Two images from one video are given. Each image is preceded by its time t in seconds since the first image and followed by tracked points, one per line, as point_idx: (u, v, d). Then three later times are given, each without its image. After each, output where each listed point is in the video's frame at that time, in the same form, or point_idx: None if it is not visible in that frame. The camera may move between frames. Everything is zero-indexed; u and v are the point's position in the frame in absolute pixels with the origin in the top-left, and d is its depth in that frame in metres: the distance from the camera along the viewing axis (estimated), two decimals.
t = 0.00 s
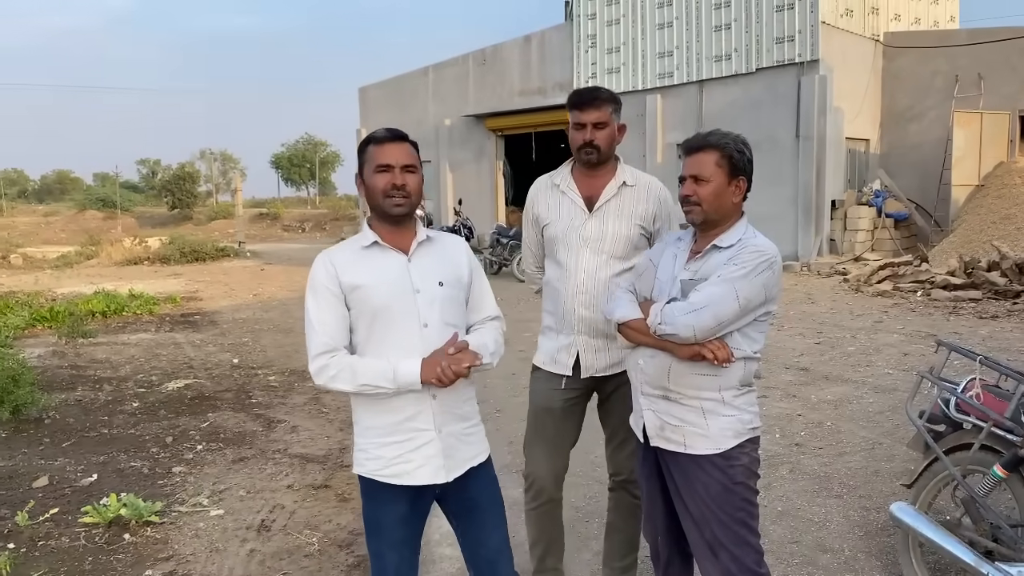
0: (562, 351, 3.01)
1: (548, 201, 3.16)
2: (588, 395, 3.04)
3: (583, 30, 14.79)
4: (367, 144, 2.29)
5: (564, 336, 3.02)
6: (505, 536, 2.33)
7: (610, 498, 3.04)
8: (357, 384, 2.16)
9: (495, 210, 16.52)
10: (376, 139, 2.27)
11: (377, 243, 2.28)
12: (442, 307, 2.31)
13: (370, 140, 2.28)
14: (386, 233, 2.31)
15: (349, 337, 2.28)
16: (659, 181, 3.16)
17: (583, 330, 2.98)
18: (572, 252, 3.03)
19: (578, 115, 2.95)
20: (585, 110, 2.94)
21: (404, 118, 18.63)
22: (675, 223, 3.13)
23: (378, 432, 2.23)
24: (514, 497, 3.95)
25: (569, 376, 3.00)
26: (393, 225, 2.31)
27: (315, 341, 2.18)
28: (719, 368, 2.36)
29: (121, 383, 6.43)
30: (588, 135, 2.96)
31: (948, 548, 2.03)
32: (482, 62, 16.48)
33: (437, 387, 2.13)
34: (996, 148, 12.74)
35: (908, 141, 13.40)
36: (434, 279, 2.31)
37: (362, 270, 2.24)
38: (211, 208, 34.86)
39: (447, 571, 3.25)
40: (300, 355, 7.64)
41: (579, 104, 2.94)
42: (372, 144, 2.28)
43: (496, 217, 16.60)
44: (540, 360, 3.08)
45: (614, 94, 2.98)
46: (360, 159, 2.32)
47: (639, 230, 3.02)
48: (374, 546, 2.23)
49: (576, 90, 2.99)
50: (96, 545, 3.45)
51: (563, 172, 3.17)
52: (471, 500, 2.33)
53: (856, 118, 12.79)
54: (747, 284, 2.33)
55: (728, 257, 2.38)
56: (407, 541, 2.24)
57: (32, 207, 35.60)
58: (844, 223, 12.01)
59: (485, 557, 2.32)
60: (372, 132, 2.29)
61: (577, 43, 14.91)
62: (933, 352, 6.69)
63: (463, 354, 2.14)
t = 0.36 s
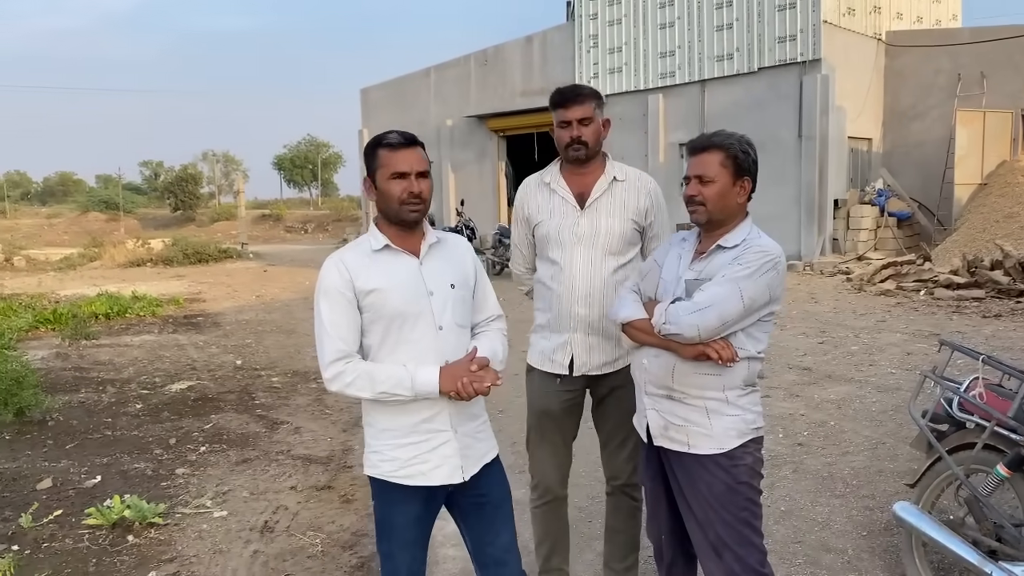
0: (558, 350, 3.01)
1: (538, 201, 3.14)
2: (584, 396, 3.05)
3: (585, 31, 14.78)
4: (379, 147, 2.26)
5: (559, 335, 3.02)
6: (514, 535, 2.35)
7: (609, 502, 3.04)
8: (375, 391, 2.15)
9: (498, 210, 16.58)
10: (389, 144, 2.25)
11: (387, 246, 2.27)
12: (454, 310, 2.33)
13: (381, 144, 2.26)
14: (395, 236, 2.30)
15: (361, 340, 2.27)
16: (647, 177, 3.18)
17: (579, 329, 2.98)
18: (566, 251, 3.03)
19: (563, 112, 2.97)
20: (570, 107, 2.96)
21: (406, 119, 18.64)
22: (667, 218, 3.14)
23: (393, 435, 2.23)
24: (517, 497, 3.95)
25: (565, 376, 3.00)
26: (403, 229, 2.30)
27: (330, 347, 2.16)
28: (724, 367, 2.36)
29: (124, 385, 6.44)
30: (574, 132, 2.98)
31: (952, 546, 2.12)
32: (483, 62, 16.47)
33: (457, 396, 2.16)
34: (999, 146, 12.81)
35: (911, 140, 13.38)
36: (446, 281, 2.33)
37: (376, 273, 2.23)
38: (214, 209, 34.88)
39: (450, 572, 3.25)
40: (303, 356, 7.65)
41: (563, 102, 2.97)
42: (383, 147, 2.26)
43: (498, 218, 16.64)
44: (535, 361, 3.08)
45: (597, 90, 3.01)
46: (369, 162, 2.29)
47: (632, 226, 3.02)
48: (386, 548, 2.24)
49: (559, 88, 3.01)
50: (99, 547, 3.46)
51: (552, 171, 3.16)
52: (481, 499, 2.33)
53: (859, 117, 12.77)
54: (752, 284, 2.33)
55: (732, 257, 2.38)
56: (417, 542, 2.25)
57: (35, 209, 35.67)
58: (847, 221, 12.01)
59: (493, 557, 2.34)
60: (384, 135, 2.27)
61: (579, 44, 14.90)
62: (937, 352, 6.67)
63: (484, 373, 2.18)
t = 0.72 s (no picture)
0: (558, 351, 3.01)
1: (534, 202, 3.14)
2: (584, 397, 3.05)
3: (586, 31, 14.79)
4: (395, 149, 2.25)
5: (558, 336, 3.02)
6: (515, 534, 2.34)
7: (611, 505, 3.03)
8: (377, 394, 2.16)
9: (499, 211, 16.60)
10: (405, 147, 2.25)
11: (389, 248, 2.27)
12: (455, 313, 2.34)
13: (399, 146, 2.25)
14: (398, 238, 2.30)
15: (362, 342, 2.27)
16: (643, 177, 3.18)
17: (578, 329, 2.98)
18: (563, 252, 3.03)
19: (557, 113, 2.97)
20: (565, 108, 2.97)
21: (408, 120, 18.65)
22: (663, 217, 3.14)
23: (393, 436, 2.23)
24: (519, 498, 3.95)
25: (565, 376, 3.00)
26: (408, 231, 2.30)
27: (331, 350, 2.16)
28: (730, 367, 2.36)
29: (127, 387, 6.45)
30: (569, 133, 2.99)
31: (956, 547, 2.15)
32: (485, 63, 16.48)
33: (458, 398, 2.17)
34: (1002, 145, 12.81)
35: (913, 139, 13.37)
36: (447, 284, 2.33)
37: (378, 276, 2.23)
38: (217, 211, 34.90)
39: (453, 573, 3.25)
40: (305, 357, 7.65)
41: (558, 103, 2.97)
42: (398, 148, 2.25)
43: (500, 219, 16.67)
44: (535, 363, 3.08)
45: (591, 91, 3.02)
46: (380, 162, 2.27)
47: (630, 226, 3.02)
48: (387, 548, 2.24)
49: (553, 90, 3.02)
50: (103, 548, 3.47)
51: (548, 172, 3.16)
52: (481, 499, 2.34)
53: (861, 116, 12.76)
54: (757, 284, 2.33)
55: (737, 257, 2.38)
56: (418, 542, 2.25)
57: (37, 211, 35.75)
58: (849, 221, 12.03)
59: (495, 557, 2.33)
60: (401, 137, 2.26)
61: (581, 44, 14.90)
62: (939, 351, 6.66)
63: (484, 371, 2.18)
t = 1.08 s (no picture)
0: (560, 352, 3.01)
1: (535, 201, 3.14)
2: (586, 397, 3.04)
3: (587, 31, 14.79)
4: (408, 148, 2.24)
5: (560, 336, 3.01)
6: (516, 534, 2.35)
7: (612, 503, 3.03)
8: (379, 393, 2.15)
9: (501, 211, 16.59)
10: (417, 147, 2.25)
11: (391, 248, 2.27)
12: (457, 313, 2.34)
13: (412, 145, 2.25)
14: (400, 238, 2.29)
15: (364, 342, 2.27)
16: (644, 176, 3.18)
17: (579, 330, 2.98)
18: (564, 251, 3.02)
19: (558, 111, 2.96)
20: (566, 106, 2.96)
21: (410, 121, 18.66)
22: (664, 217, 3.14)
23: (397, 437, 2.23)
24: (523, 498, 3.95)
25: (568, 376, 3.00)
26: (412, 231, 2.29)
27: (333, 350, 2.16)
28: (739, 366, 2.36)
29: (130, 388, 6.46)
30: (571, 131, 2.98)
31: (959, 546, 2.08)
32: (486, 63, 16.48)
33: (461, 396, 2.16)
34: (1005, 144, 12.75)
35: (916, 138, 13.36)
36: (448, 284, 2.33)
37: (380, 275, 2.23)
38: (219, 212, 34.91)
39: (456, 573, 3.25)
40: (308, 358, 7.65)
41: (559, 101, 2.96)
42: (411, 147, 2.25)
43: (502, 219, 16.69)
44: (536, 363, 3.08)
45: (592, 89, 3.01)
46: (391, 161, 2.25)
47: (631, 225, 3.02)
48: (391, 550, 2.24)
49: (554, 88, 3.01)
50: (106, 549, 3.47)
51: (549, 171, 3.15)
52: (484, 499, 2.33)
53: (863, 116, 12.74)
54: (766, 283, 2.33)
55: (745, 256, 2.38)
56: (421, 544, 2.25)
57: (39, 213, 35.78)
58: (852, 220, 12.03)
59: (498, 557, 2.33)
60: (414, 137, 2.26)
61: (582, 44, 14.90)
62: (943, 350, 6.65)
63: (487, 370, 2.19)
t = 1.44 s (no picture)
0: (562, 352, 3.00)
1: (536, 202, 3.13)
2: (588, 397, 3.04)
3: (588, 31, 14.80)
4: (410, 146, 2.24)
5: (562, 336, 3.01)
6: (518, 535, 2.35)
7: (615, 503, 3.03)
8: (377, 383, 2.13)
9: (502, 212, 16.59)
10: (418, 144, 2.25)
11: (393, 246, 2.26)
12: (460, 312, 2.34)
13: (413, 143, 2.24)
14: (404, 238, 2.29)
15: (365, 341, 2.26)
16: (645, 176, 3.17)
17: (581, 330, 2.97)
18: (567, 251, 3.01)
19: (558, 111, 2.96)
20: (566, 106, 2.96)
21: (410, 121, 18.66)
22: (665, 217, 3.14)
23: (403, 437, 2.22)
24: (524, 499, 3.94)
25: (570, 376, 3.00)
26: (411, 229, 2.29)
27: (335, 347, 2.15)
28: (746, 364, 2.36)
29: (131, 390, 6.46)
30: (571, 131, 2.97)
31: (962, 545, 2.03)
32: (487, 64, 16.47)
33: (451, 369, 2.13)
34: (1005, 145, 12.72)
35: (917, 137, 13.35)
36: (451, 283, 2.33)
37: (383, 273, 2.23)
38: (220, 213, 34.91)
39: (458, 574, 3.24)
40: (309, 359, 7.65)
41: (559, 101, 2.96)
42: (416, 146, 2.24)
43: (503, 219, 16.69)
44: (539, 363, 3.08)
45: (592, 90, 3.01)
46: (394, 162, 2.24)
47: (632, 225, 3.02)
48: (395, 552, 2.23)
49: (554, 88, 3.01)
50: (107, 551, 3.46)
51: (550, 172, 3.15)
52: (486, 501, 2.33)
53: (864, 115, 12.73)
54: (771, 281, 2.32)
55: (748, 255, 2.38)
56: (424, 545, 2.25)
57: (41, 215, 35.81)
58: (852, 220, 12.02)
59: (500, 558, 2.33)
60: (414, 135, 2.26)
61: (583, 44, 14.90)
62: (944, 350, 6.64)
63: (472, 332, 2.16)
